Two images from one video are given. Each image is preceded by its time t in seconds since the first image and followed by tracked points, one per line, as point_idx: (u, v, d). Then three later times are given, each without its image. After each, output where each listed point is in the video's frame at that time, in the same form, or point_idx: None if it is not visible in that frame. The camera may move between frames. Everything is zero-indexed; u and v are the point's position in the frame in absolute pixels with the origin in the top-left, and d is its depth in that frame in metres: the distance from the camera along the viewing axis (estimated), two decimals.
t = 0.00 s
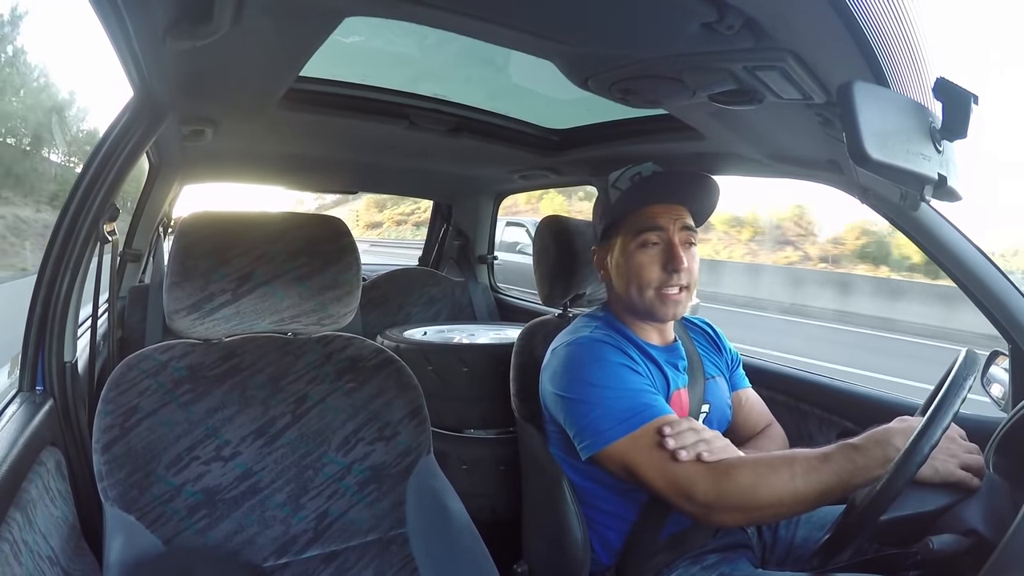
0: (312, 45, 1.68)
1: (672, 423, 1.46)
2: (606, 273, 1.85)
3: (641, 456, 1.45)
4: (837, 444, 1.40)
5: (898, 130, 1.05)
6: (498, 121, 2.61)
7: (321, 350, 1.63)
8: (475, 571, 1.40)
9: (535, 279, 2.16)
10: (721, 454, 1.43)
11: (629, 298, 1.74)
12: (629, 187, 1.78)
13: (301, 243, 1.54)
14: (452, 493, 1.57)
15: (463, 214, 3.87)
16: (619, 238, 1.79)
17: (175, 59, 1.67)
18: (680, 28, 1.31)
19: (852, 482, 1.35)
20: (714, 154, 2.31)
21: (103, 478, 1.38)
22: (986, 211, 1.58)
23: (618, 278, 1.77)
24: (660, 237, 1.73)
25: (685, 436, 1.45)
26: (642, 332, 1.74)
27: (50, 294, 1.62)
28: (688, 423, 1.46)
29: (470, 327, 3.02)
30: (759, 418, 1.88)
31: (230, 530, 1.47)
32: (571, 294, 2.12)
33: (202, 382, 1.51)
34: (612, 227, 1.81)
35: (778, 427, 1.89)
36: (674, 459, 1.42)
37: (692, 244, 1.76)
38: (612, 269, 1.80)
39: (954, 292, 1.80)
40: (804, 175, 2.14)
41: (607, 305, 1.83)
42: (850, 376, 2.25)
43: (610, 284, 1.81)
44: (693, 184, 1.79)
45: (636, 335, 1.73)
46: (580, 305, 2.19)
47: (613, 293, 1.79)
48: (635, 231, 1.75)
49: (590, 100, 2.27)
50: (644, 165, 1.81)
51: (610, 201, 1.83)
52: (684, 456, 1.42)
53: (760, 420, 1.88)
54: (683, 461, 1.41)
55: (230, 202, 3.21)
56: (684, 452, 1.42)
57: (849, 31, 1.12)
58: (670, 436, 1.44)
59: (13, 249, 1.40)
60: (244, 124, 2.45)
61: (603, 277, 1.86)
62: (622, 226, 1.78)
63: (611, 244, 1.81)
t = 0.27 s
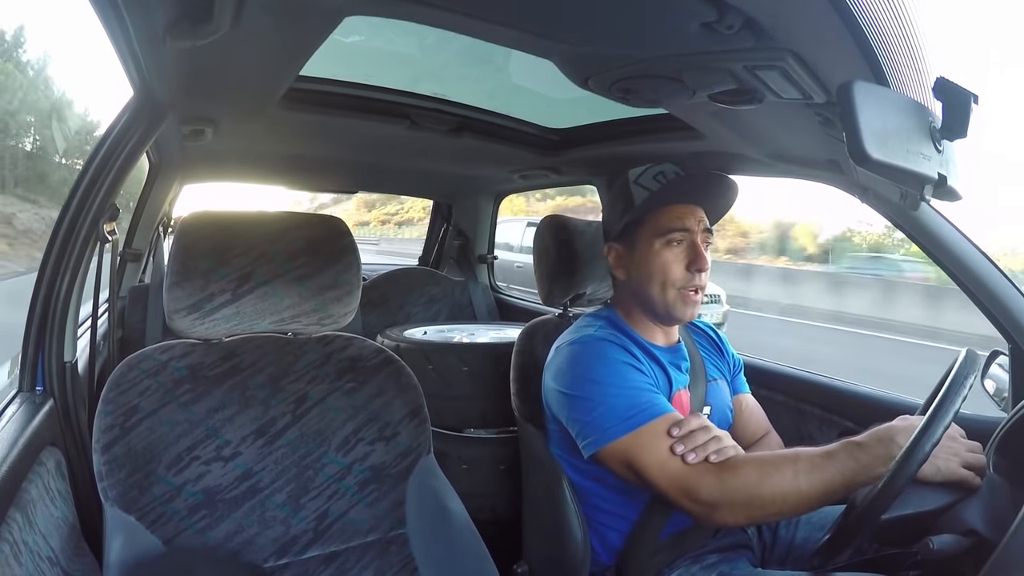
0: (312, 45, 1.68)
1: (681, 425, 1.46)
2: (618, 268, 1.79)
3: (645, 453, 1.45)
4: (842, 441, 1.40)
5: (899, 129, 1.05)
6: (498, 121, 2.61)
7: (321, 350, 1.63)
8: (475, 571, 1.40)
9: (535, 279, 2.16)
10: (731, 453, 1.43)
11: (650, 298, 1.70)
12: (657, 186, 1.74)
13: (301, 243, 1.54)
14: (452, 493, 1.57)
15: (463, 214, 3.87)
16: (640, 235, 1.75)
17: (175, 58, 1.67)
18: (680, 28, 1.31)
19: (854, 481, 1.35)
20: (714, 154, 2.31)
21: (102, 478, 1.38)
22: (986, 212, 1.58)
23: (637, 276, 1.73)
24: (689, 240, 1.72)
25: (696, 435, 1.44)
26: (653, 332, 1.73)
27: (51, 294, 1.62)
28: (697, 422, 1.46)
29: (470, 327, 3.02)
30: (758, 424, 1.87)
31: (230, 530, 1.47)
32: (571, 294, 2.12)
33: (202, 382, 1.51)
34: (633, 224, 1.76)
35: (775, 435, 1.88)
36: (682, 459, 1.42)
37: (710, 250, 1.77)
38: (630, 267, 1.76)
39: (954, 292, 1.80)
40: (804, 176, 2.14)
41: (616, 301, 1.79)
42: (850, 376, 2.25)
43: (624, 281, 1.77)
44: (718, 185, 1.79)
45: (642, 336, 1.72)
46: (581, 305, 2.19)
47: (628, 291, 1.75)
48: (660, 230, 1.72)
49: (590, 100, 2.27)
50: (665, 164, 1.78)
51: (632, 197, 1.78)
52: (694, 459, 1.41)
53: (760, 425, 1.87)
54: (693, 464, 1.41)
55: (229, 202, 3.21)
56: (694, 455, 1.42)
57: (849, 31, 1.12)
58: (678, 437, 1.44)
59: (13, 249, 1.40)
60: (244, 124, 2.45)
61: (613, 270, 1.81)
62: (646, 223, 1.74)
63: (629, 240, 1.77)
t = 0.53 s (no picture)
0: (312, 46, 1.68)
1: (684, 422, 1.45)
2: (629, 266, 1.75)
3: (649, 449, 1.44)
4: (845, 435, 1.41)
5: (898, 129, 1.05)
6: (498, 121, 2.61)
7: (321, 350, 1.64)
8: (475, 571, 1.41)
9: (535, 279, 2.16)
10: (739, 446, 1.43)
11: (665, 298, 1.70)
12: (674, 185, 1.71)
13: (301, 242, 1.54)
14: (452, 493, 1.57)
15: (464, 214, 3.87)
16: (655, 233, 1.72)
17: (175, 58, 1.67)
18: (680, 28, 1.31)
19: (857, 477, 1.36)
20: (714, 154, 2.31)
21: (103, 478, 1.38)
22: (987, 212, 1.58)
23: (652, 275, 1.71)
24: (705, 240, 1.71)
25: (701, 431, 1.44)
26: (662, 329, 1.74)
27: (51, 294, 1.62)
28: (701, 417, 1.46)
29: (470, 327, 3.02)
30: (758, 423, 1.87)
31: (230, 530, 1.47)
32: (571, 294, 2.12)
33: (202, 382, 1.51)
34: (647, 222, 1.73)
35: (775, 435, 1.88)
36: (687, 455, 1.41)
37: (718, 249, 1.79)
38: (643, 265, 1.73)
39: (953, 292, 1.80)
40: (804, 176, 2.14)
41: (624, 299, 1.76)
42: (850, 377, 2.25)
43: (636, 279, 1.74)
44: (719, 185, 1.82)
45: (645, 337, 1.72)
46: (581, 305, 2.19)
47: (640, 289, 1.73)
48: (677, 229, 1.70)
49: (590, 100, 2.27)
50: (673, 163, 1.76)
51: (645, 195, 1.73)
52: (701, 455, 1.41)
53: (759, 424, 1.87)
54: (699, 460, 1.41)
55: (229, 202, 3.21)
56: (700, 451, 1.41)
57: (849, 31, 1.12)
58: (683, 434, 1.44)
59: (13, 249, 1.40)
60: (244, 124, 2.45)
61: (621, 267, 1.78)
62: (661, 222, 1.71)
63: (642, 238, 1.73)
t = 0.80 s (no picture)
0: (312, 46, 1.68)
1: (689, 426, 1.45)
2: (637, 268, 1.73)
3: (651, 453, 1.44)
4: (847, 435, 1.41)
5: (898, 129, 1.05)
6: (498, 121, 2.61)
7: (321, 350, 1.64)
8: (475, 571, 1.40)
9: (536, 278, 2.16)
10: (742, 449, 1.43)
11: (673, 302, 1.69)
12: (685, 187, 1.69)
13: (301, 242, 1.55)
14: (452, 493, 1.57)
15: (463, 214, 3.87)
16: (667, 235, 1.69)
17: (175, 58, 1.67)
18: (680, 28, 1.31)
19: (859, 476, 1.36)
20: (714, 154, 2.31)
21: (102, 478, 1.38)
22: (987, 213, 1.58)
23: (663, 277, 1.69)
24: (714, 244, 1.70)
25: (703, 435, 1.44)
26: (667, 328, 1.74)
27: (51, 294, 1.62)
28: (704, 421, 1.46)
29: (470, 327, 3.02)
30: (756, 426, 1.87)
31: (230, 530, 1.48)
32: (572, 294, 2.12)
33: (202, 382, 1.51)
34: (659, 223, 1.70)
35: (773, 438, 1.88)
36: (689, 459, 1.41)
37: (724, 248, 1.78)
38: (653, 267, 1.71)
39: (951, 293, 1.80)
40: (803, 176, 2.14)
41: (632, 300, 1.74)
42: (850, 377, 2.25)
43: (645, 281, 1.72)
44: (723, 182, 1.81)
45: (647, 339, 1.72)
46: (581, 305, 2.19)
47: (649, 290, 1.72)
48: (688, 231, 1.68)
49: (590, 100, 2.27)
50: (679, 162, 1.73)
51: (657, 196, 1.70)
52: (704, 458, 1.41)
53: (757, 427, 1.87)
54: (702, 462, 1.40)
55: (229, 202, 3.21)
56: (703, 454, 1.41)
57: (849, 31, 1.12)
58: (686, 438, 1.44)
59: (13, 249, 1.40)
60: (244, 124, 2.45)
61: (630, 269, 1.75)
62: (673, 224, 1.69)
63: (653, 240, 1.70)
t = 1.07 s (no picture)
0: (311, 46, 1.68)
1: (686, 431, 1.45)
2: (621, 268, 1.78)
3: (650, 459, 1.44)
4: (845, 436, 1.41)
5: (898, 129, 1.05)
6: (498, 121, 2.61)
7: (321, 350, 1.64)
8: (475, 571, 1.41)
9: (536, 278, 2.16)
10: (740, 451, 1.43)
11: (653, 299, 1.70)
12: (659, 183, 1.76)
13: (302, 242, 1.55)
14: (452, 493, 1.57)
15: (464, 214, 3.87)
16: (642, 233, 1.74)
17: (175, 58, 1.67)
18: (679, 28, 1.31)
19: (857, 477, 1.36)
20: (714, 154, 2.31)
21: (103, 478, 1.38)
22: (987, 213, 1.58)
23: (640, 274, 1.72)
24: (683, 235, 1.70)
25: (700, 439, 1.43)
26: (655, 330, 1.73)
27: (51, 293, 1.62)
28: (702, 425, 1.45)
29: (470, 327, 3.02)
30: (756, 427, 1.87)
31: (230, 529, 1.48)
32: (572, 294, 2.12)
33: (203, 382, 1.51)
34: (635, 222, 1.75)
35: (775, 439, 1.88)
36: (687, 464, 1.41)
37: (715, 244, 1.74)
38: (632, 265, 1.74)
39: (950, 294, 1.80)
40: (803, 176, 2.14)
41: (620, 301, 1.77)
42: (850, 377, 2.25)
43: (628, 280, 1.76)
44: (715, 181, 1.87)
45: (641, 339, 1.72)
46: (581, 305, 2.19)
47: (631, 289, 1.74)
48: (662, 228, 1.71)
49: (589, 100, 2.27)
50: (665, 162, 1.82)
51: (631, 195, 1.78)
52: (702, 463, 1.41)
53: (758, 429, 1.86)
54: (700, 467, 1.40)
55: (229, 202, 3.21)
56: (700, 459, 1.41)
57: (848, 31, 1.12)
58: (684, 443, 1.43)
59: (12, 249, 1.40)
60: (244, 124, 2.45)
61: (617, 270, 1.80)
62: (647, 221, 1.73)
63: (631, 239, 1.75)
